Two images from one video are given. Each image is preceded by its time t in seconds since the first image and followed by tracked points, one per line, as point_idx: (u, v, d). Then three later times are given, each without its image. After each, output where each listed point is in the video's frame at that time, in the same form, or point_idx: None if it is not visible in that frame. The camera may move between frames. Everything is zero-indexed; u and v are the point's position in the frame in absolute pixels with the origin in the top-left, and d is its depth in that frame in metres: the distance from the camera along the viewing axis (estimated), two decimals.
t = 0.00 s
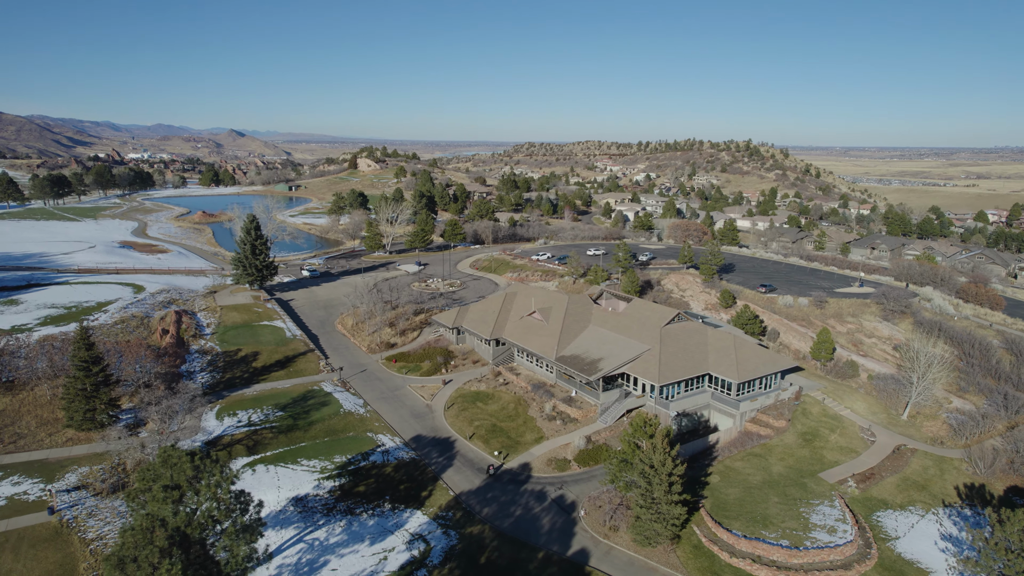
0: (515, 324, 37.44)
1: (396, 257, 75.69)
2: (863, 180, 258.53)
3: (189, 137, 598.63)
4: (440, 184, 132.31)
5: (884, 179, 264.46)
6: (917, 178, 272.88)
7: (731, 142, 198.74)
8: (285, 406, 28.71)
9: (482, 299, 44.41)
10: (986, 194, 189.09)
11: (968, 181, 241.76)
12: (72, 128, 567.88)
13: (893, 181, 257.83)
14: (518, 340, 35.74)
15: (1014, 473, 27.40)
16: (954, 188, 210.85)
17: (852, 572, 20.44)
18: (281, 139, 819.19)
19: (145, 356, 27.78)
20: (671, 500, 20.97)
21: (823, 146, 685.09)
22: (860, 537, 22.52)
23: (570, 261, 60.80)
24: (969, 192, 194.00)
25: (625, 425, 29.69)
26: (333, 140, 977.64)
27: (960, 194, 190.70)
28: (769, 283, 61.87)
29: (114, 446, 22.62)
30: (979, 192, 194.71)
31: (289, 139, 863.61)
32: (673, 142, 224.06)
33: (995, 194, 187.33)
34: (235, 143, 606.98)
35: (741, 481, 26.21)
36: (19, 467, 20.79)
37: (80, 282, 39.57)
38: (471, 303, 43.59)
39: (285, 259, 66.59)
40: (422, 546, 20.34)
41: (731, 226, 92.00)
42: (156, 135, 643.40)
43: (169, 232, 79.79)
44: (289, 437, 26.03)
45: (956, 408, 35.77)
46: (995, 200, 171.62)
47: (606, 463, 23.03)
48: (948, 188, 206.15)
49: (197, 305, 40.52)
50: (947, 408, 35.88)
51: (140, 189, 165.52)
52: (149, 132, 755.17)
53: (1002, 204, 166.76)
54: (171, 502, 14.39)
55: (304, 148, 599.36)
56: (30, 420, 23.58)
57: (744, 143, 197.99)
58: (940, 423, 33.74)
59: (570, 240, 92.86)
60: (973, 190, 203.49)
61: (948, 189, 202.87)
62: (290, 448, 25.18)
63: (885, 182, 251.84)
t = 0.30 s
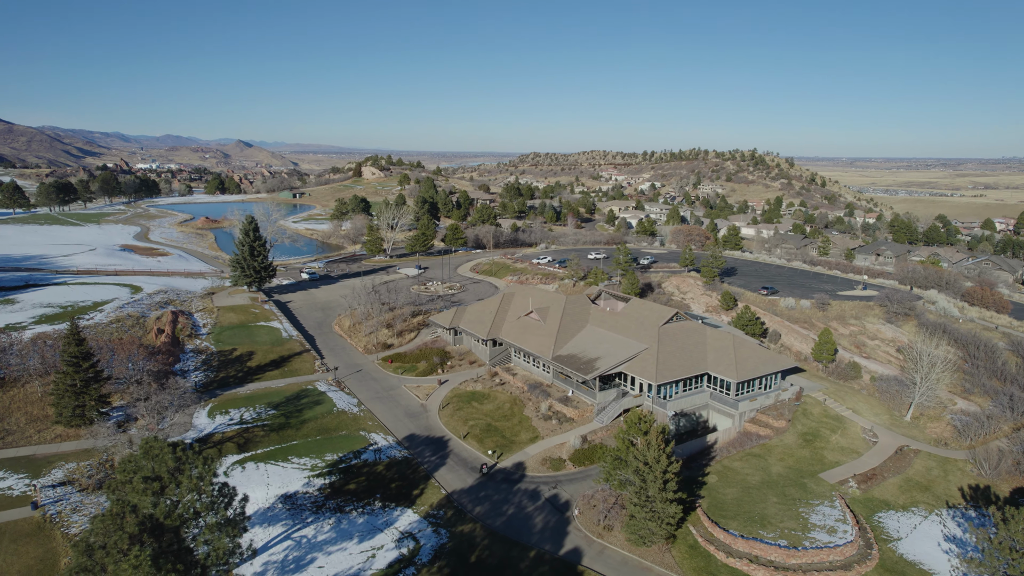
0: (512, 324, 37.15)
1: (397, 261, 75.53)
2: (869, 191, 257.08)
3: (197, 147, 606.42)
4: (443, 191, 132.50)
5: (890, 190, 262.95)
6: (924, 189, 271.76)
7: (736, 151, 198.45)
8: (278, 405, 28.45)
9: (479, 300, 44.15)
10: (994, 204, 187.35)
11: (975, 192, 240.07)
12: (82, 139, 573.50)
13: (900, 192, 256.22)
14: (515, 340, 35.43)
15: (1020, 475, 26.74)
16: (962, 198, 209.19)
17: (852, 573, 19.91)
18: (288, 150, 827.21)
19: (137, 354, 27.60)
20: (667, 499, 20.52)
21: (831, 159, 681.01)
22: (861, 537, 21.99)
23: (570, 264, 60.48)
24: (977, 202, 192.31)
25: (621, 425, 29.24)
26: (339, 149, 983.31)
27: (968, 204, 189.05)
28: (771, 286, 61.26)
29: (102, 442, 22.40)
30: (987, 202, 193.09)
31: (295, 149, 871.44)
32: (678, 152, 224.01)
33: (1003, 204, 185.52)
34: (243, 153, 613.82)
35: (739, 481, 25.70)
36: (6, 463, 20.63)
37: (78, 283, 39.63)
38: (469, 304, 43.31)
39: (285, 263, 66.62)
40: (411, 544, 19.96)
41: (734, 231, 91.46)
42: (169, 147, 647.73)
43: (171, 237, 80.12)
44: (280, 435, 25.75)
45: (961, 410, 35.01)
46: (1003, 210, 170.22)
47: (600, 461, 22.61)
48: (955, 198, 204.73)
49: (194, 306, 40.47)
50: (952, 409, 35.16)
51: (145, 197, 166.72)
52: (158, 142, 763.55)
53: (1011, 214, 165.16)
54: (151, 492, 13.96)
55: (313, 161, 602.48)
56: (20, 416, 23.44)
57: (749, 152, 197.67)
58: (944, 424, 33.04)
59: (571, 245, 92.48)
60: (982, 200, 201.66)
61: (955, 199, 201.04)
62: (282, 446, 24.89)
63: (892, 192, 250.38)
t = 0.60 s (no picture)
0: (509, 325, 36.90)
1: (397, 264, 75.45)
2: (877, 199, 255.27)
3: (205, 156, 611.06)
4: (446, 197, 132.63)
5: (898, 199, 260.88)
6: (932, 198, 270.00)
7: (741, 158, 197.97)
8: (271, 404, 28.29)
9: (477, 302, 43.91)
10: (1004, 212, 185.50)
11: (984, 200, 237.92)
12: (92, 148, 579.63)
13: (908, 201, 254.43)
14: (511, 340, 35.16)
15: None
16: (970, 206, 207.30)
17: None
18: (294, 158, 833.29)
19: (130, 352, 27.45)
20: (661, 498, 20.10)
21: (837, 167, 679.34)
22: (861, 539, 21.49)
23: (570, 267, 60.21)
24: (986, 211, 190.51)
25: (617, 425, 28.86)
26: (345, 157, 988.66)
27: (976, 212, 187.29)
28: (773, 288, 60.70)
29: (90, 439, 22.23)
30: (996, 210, 191.28)
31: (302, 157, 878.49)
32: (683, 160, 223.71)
33: (1013, 213, 183.58)
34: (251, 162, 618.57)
35: (736, 482, 25.26)
36: None
37: (76, 284, 39.72)
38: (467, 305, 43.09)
39: (286, 265, 66.76)
40: (400, 543, 19.63)
41: (737, 235, 90.93)
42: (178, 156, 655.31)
43: (173, 241, 80.51)
44: (272, 433, 25.55)
45: (965, 412, 34.31)
46: (1012, 218, 168.57)
47: (593, 460, 22.23)
48: (964, 207, 202.87)
49: (191, 307, 40.45)
50: (955, 410, 34.52)
51: (151, 203, 167.93)
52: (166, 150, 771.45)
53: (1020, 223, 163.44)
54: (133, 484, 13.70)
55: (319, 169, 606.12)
56: (9, 413, 23.33)
57: (755, 160, 197.12)
58: (947, 426, 32.39)
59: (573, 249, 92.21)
60: (991, 209, 199.69)
61: (963, 208, 199.23)
62: (273, 444, 24.68)
63: (900, 201, 248.58)
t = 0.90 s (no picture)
0: (506, 325, 36.67)
1: (398, 266, 75.37)
2: (884, 205, 253.73)
3: (213, 161, 615.32)
4: (450, 200, 132.70)
5: (906, 204, 258.86)
6: (941, 203, 267.66)
7: (747, 163, 197.34)
8: (264, 403, 28.17)
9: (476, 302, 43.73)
10: (1012, 217, 183.58)
11: (992, 206, 235.90)
12: (105, 155, 585.07)
13: (916, 206, 252.60)
14: (508, 340, 34.91)
15: None
16: (978, 212, 205.41)
17: None
18: (301, 163, 837.86)
19: (123, 351, 27.43)
20: (654, 499, 19.75)
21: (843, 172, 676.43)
22: (858, 542, 21.06)
23: (570, 268, 59.89)
24: (995, 216, 188.62)
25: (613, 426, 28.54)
26: (351, 162, 992.71)
27: (985, 217, 185.44)
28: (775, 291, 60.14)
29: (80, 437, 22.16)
30: (1004, 216, 189.43)
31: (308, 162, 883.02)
32: (688, 165, 223.31)
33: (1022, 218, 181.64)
34: (257, 167, 622.24)
35: (733, 483, 24.87)
36: None
37: (74, 284, 39.85)
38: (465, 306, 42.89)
39: (286, 267, 66.84)
40: (388, 543, 19.39)
41: (741, 238, 90.38)
42: (186, 161, 660.54)
43: (177, 243, 80.91)
44: (264, 433, 25.40)
45: (968, 414, 33.71)
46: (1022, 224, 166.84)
47: (586, 460, 21.93)
48: (973, 211, 200.85)
49: (188, 307, 40.48)
50: (958, 412, 33.92)
51: (158, 207, 168.97)
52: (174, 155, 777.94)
53: None
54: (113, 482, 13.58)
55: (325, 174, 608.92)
56: None
57: (761, 164, 196.32)
58: (950, 428, 31.81)
59: (575, 251, 91.88)
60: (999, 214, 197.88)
61: (972, 213, 197.16)
62: (264, 443, 24.51)
63: (907, 206, 246.81)
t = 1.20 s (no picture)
0: (503, 325, 36.49)
1: (399, 267, 75.32)
2: (893, 206, 251.91)
3: (221, 163, 619.07)
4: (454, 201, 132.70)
5: (916, 206, 256.40)
6: (951, 205, 265.05)
7: (755, 165, 196.33)
8: (258, 403, 28.12)
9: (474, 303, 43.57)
10: None
11: (1003, 208, 233.51)
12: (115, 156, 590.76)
13: (925, 208, 250.45)
14: (504, 341, 34.72)
15: None
16: (989, 214, 203.17)
17: None
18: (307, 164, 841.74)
19: (117, 350, 27.47)
20: (645, 502, 19.49)
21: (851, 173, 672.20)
22: (854, 546, 20.70)
23: (569, 269, 59.66)
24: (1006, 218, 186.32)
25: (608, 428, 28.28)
26: (360, 165, 993.83)
27: (996, 219, 183.29)
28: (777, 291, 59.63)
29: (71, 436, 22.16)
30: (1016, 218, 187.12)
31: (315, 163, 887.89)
32: (695, 166, 222.54)
33: None
34: (265, 168, 625.43)
35: (728, 486, 24.57)
36: None
37: (73, 283, 40.03)
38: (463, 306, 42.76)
39: (288, 267, 67.01)
40: (377, 544, 19.23)
41: (745, 239, 89.80)
42: (194, 162, 665.52)
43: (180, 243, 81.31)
44: (256, 432, 25.34)
45: (970, 416, 33.23)
46: None
47: (578, 462, 21.69)
48: (984, 213, 198.62)
49: (187, 306, 40.58)
50: (960, 415, 33.41)
51: (164, 208, 169.99)
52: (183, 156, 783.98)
53: None
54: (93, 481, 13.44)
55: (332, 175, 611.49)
56: None
57: (769, 166, 195.25)
58: (951, 430, 31.32)
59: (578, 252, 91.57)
60: (1011, 216, 195.37)
61: (982, 215, 194.81)
62: (256, 443, 24.45)
63: (916, 208, 244.64)
